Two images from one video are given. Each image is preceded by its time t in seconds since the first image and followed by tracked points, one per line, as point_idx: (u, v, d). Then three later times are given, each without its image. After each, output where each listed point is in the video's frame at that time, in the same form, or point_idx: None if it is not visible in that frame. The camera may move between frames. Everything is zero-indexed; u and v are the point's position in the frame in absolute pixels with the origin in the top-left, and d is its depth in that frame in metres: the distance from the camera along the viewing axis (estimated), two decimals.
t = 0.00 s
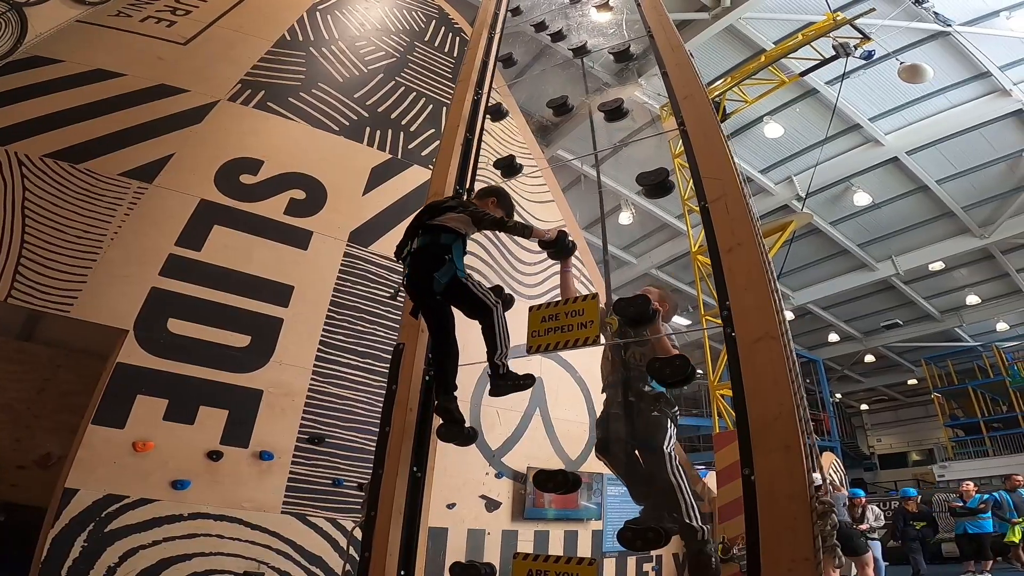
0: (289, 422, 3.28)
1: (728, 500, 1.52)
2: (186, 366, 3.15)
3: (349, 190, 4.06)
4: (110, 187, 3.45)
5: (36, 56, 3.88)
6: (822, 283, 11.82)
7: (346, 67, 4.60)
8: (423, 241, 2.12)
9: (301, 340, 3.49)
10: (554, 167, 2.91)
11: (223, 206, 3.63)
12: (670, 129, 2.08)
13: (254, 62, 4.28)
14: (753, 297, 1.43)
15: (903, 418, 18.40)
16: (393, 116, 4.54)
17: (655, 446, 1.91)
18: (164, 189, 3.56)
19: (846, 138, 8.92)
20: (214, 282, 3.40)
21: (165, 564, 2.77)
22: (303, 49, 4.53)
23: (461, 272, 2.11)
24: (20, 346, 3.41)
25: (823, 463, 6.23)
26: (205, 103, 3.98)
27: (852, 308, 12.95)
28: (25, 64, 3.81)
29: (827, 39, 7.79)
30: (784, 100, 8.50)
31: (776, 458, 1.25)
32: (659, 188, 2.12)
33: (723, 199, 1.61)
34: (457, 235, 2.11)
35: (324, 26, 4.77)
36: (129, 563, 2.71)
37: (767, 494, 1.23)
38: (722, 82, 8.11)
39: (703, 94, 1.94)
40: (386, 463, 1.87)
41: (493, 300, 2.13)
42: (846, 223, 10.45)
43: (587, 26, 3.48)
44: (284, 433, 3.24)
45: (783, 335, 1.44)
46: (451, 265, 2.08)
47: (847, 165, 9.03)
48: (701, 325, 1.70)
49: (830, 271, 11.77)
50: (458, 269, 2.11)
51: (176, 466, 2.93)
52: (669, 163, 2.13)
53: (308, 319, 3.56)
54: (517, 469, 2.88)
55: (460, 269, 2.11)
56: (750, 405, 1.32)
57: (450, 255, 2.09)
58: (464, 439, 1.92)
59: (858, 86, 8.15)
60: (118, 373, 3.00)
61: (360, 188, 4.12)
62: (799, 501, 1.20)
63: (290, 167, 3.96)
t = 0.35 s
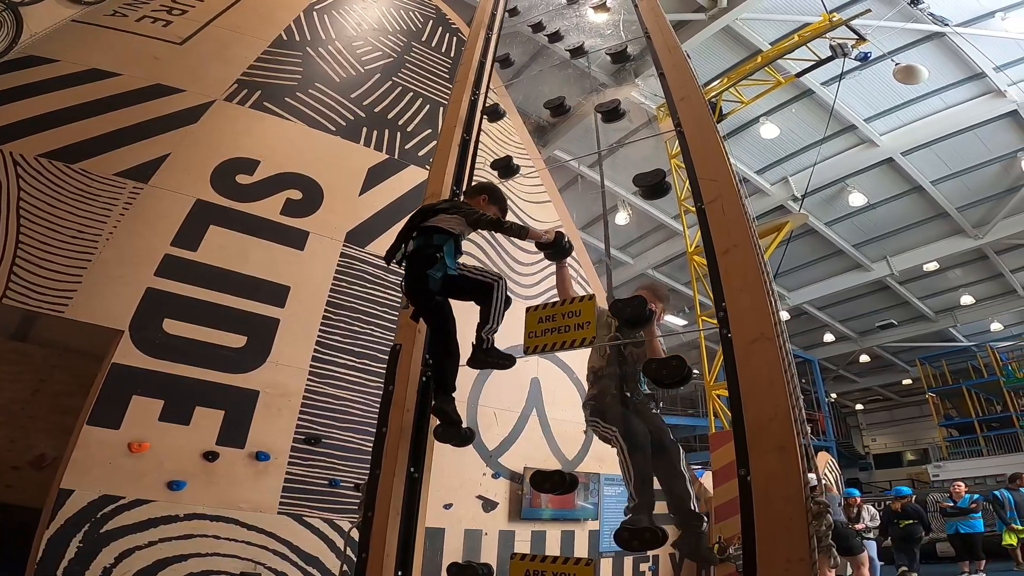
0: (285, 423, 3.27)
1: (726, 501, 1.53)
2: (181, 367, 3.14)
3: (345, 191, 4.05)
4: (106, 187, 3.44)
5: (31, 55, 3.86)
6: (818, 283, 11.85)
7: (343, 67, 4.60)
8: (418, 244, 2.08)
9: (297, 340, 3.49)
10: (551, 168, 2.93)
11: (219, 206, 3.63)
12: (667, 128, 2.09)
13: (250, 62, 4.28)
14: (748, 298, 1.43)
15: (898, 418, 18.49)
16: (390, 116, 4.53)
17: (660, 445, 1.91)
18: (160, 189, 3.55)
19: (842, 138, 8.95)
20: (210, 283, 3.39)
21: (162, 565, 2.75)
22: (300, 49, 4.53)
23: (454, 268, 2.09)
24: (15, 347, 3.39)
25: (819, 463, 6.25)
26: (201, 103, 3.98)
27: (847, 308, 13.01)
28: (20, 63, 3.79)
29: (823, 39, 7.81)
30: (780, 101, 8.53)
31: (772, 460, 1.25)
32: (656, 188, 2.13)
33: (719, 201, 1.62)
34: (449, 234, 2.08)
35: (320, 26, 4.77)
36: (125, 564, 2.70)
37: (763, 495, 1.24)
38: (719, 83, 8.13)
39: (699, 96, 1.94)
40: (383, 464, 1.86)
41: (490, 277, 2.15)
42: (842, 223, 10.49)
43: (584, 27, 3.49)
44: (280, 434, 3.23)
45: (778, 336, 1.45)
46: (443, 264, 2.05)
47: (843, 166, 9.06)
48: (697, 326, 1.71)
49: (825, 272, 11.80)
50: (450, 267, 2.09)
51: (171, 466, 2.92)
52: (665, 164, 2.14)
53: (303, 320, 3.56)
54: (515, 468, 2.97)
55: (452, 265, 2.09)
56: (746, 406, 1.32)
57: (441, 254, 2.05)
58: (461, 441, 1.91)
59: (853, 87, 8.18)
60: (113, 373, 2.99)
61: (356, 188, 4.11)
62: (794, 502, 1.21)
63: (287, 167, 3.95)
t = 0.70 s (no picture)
0: (281, 423, 3.26)
1: (721, 500, 1.53)
2: (176, 367, 3.13)
3: (341, 191, 4.05)
4: (101, 186, 3.42)
5: (26, 54, 3.85)
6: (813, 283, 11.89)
7: (339, 67, 4.59)
8: (411, 249, 2.03)
9: (293, 340, 3.48)
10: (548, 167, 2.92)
11: (216, 206, 3.62)
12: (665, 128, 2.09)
13: (246, 61, 4.27)
14: (744, 298, 1.44)
15: (893, 418, 18.58)
16: (387, 116, 4.53)
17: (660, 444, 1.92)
18: (156, 188, 3.54)
19: (838, 139, 8.99)
20: (206, 283, 3.38)
21: (157, 565, 2.74)
22: (296, 49, 4.52)
23: (451, 261, 2.01)
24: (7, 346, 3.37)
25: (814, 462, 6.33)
26: (197, 103, 3.96)
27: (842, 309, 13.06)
28: (14, 62, 3.77)
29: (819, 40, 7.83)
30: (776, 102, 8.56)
31: (768, 458, 1.26)
32: (653, 188, 2.13)
33: (716, 201, 1.62)
34: (438, 231, 2.00)
35: (318, 25, 4.76)
36: (120, 564, 2.69)
37: (759, 494, 1.24)
38: (715, 84, 8.15)
39: (696, 96, 1.95)
40: (379, 464, 1.86)
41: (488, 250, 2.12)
42: (837, 224, 10.53)
43: (582, 28, 3.49)
44: (277, 434, 3.22)
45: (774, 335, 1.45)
46: (441, 264, 1.98)
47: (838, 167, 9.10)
48: (693, 325, 1.72)
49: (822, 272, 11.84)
50: (445, 262, 2.00)
51: (167, 467, 2.91)
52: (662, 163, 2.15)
53: (299, 320, 3.55)
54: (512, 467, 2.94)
55: (447, 260, 2.00)
56: (743, 405, 1.33)
57: (436, 255, 1.98)
58: (458, 440, 1.91)
59: (849, 87, 8.22)
60: (108, 374, 2.98)
61: (353, 188, 4.10)
62: (791, 500, 1.21)
63: (283, 167, 3.94)
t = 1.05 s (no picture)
0: (278, 422, 3.26)
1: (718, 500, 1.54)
2: (173, 366, 3.13)
3: (338, 191, 4.04)
4: (98, 186, 3.42)
5: (24, 54, 3.85)
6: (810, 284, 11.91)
7: (337, 66, 4.60)
8: (410, 252, 2.04)
9: (290, 340, 3.47)
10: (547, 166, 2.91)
11: (213, 206, 3.61)
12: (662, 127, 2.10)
13: (244, 61, 4.27)
14: (739, 296, 1.44)
15: (890, 418, 18.62)
16: (385, 116, 4.53)
17: (666, 443, 1.90)
18: (153, 187, 3.53)
19: (835, 139, 9.00)
20: (203, 282, 3.38)
21: (154, 565, 2.74)
22: (294, 49, 4.52)
23: (449, 261, 2.04)
24: (4, 345, 3.36)
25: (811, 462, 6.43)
26: (194, 102, 3.96)
27: (839, 309, 13.09)
28: (12, 61, 3.77)
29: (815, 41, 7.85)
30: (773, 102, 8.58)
31: (763, 455, 1.26)
32: (649, 188, 2.14)
33: (711, 200, 1.63)
34: (435, 231, 2.03)
35: (315, 25, 4.76)
36: (117, 564, 2.68)
37: (754, 491, 1.24)
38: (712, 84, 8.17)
39: (693, 95, 1.96)
40: (376, 462, 1.87)
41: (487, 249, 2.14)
42: (834, 224, 10.56)
43: (579, 28, 3.50)
44: (274, 434, 3.22)
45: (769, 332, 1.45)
46: (439, 264, 2.00)
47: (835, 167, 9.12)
48: (691, 324, 1.73)
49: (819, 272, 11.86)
50: (444, 261, 2.03)
51: (164, 466, 2.91)
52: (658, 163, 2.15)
53: (296, 320, 3.54)
54: (508, 468, 3.00)
55: (445, 260, 2.04)
56: (738, 403, 1.33)
57: (436, 257, 2.01)
58: (454, 438, 1.92)
59: (846, 87, 8.23)
60: (105, 373, 2.97)
61: (350, 188, 4.10)
62: (785, 497, 1.21)
63: (281, 166, 3.94)
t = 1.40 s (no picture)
0: (279, 423, 3.29)
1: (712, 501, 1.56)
2: (174, 367, 3.16)
3: (338, 193, 4.07)
4: (99, 189, 3.45)
5: (25, 57, 3.88)
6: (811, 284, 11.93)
7: (337, 69, 4.62)
8: (415, 255, 2.08)
9: (290, 341, 3.50)
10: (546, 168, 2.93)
11: (213, 209, 3.64)
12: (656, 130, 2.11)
13: (244, 64, 4.30)
14: (728, 298, 1.46)
15: (891, 418, 18.63)
16: (384, 118, 4.56)
17: (640, 441, 1.90)
18: (153, 190, 3.56)
19: (834, 139, 9.01)
20: (204, 284, 3.41)
21: (156, 564, 2.77)
22: (294, 51, 4.55)
23: (452, 257, 2.07)
24: (5, 347, 3.33)
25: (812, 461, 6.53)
26: (195, 105, 3.99)
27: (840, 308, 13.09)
28: (13, 65, 3.80)
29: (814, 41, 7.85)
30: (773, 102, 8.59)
31: (752, 456, 1.28)
32: (643, 190, 2.15)
33: (703, 203, 1.65)
34: (438, 231, 2.07)
35: (315, 27, 4.79)
36: (119, 563, 2.71)
37: (742, 492, 1.26)
38: (712, 84, 8.19)
39: (685, 98, 1.98)
40: (373, 462, 1.89)
41: (498, 246, 2.06)
42: (834, 223, 10.56)
43: (575, 31, 3.51)
44: (274, 434, 3.25)
45: (758, 334, 1.47)
46: (443, 263, 2.04)
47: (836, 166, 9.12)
48: (690, 326, 1.75)
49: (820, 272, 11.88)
50: (447, 258, 2.06)
51: (166, 466, 2.94)
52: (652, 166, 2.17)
53: (296, 321, 3.57)
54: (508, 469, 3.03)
55: (449, 257, 2.07)
56: (727, 404, 1.35)
57: (439, 257, 2.04)
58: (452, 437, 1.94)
59: (845, 87, 8.24)
60: (107, 374, 3.00)
61: (350, 191, 4.13)
62: (774, 498, 1.23)
63: (281, 168, 3.97)
